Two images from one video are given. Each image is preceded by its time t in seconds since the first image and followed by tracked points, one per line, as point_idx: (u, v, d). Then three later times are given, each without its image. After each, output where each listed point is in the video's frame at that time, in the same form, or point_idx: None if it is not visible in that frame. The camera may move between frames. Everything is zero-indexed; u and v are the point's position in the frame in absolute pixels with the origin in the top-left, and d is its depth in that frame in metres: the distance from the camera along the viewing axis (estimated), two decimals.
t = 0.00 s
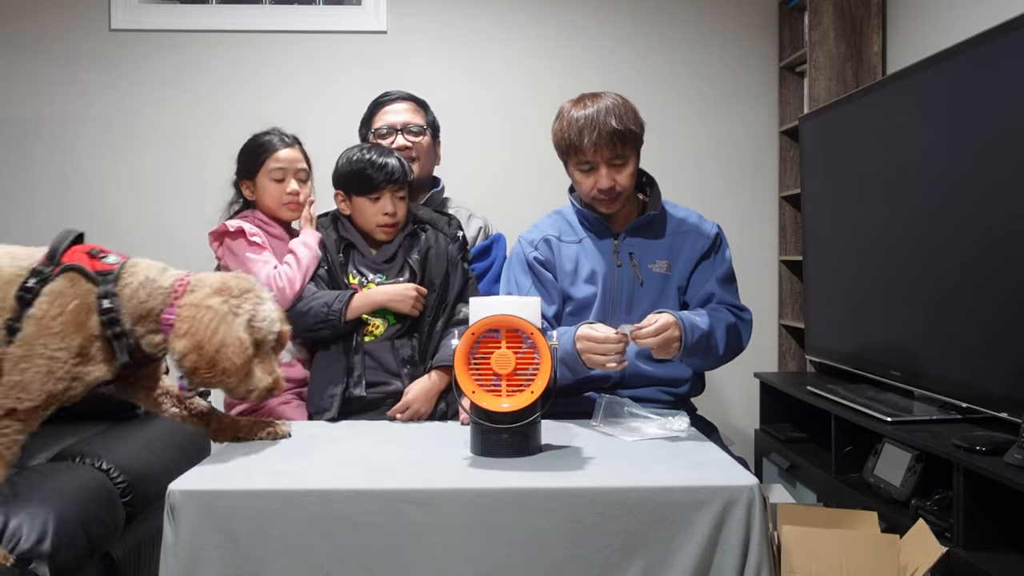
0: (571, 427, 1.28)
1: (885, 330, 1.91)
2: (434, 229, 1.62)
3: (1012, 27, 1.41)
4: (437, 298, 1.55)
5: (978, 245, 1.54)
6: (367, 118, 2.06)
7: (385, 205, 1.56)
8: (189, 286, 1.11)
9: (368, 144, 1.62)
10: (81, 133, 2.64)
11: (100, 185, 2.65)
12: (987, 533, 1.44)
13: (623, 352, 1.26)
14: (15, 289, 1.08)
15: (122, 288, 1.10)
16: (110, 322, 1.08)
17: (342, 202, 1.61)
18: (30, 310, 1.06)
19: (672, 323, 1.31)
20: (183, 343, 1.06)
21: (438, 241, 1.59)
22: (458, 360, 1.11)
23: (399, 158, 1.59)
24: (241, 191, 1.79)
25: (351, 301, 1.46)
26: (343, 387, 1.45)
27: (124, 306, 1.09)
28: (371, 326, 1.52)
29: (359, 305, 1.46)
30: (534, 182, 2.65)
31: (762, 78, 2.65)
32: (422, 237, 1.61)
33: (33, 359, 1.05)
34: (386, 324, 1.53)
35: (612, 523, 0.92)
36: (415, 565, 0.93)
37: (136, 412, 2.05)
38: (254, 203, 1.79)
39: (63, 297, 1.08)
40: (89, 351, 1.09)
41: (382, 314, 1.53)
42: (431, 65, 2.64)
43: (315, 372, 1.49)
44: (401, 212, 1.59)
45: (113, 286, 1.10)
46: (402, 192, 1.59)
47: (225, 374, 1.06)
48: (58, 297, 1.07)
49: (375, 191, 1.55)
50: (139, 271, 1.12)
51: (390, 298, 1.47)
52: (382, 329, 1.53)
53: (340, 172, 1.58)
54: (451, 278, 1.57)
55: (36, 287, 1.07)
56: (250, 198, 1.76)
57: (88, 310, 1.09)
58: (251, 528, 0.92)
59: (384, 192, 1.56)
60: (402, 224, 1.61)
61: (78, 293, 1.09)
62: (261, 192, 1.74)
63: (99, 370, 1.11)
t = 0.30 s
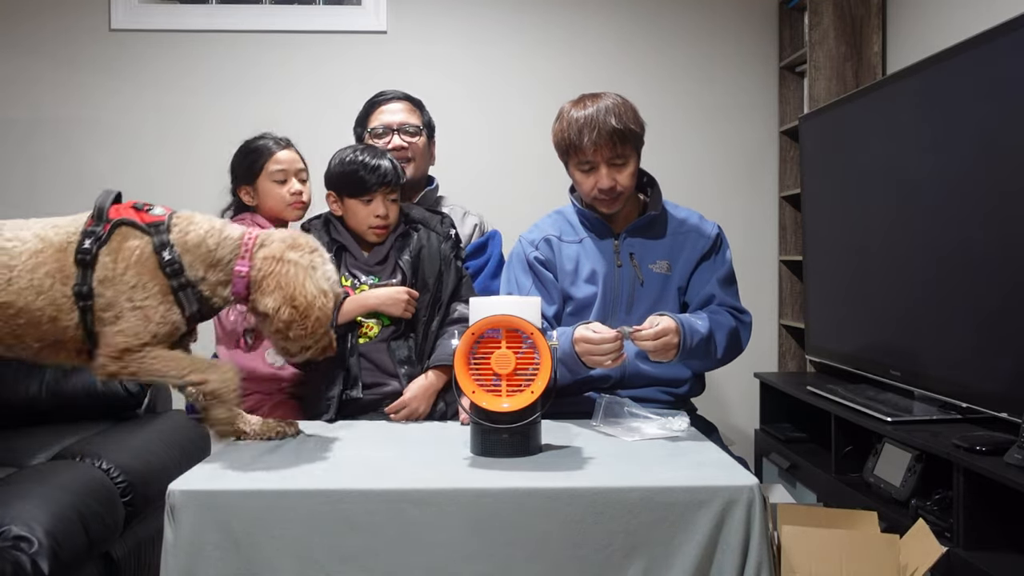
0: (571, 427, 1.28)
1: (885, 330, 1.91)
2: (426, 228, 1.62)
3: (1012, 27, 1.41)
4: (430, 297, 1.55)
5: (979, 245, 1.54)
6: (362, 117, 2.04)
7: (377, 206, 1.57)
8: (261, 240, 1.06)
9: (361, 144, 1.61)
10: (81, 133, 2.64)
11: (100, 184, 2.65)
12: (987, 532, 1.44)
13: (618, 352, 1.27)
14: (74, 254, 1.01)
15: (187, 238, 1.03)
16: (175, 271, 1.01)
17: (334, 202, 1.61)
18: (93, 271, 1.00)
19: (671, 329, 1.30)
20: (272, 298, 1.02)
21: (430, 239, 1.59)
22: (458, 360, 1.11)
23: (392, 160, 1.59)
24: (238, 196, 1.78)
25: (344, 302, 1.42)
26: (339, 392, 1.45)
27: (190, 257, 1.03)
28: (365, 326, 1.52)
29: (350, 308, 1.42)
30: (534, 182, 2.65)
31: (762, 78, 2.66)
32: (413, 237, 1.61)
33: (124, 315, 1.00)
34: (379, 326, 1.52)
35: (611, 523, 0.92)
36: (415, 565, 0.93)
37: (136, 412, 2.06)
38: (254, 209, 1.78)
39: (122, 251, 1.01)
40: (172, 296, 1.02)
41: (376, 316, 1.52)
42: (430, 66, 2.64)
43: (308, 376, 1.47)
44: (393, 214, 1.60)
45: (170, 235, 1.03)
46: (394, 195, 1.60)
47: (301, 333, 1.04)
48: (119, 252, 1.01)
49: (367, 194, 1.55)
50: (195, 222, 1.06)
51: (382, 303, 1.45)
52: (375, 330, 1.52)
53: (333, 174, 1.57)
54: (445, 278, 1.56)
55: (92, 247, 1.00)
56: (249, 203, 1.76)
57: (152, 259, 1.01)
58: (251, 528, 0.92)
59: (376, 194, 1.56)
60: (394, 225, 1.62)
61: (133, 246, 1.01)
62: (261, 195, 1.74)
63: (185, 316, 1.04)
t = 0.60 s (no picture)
0: (571, 427, 1.28)
1: (885, 331, 1.91)
2: (422, 230, 1.62)
3: (1012, 27, 1.41)
4: (427, 298, 1.54)
5: (978, 244, 1.54)
6: (386, 116, 2.00)
7: (374, 209, 1.59)
8: (320, 218, 1.07)
9: (358, 146, 1.64)
10: (81, 132, 2.64)
11: (100, 184, 2.65)
12: (987, 532, 1.44)
13: (619, 352, 1.26)
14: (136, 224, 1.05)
15: (246, 205, 1.05)
16: (235, 231, 1.04)
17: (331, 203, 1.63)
18: (158, 237, 1.04)
19: (671, 335, 1.30)
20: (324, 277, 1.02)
21: (426, 241, 1.60)
22: (458, 360, 1.10)
23: (390, 164, 1.62)
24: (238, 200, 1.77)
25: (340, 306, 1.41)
26: (337, 390, 1.45)
27: (251, 223, 1.05)
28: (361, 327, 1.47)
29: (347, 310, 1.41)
30: (533, 182, 2.65)
31: (762, 78, 2.66)
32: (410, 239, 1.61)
33: (188, 277, 1.03)
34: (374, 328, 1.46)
35: (611, 522, 0.92)
36: (415, 565, 0.93)
37: (136, 412, 2.06)
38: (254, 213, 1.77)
39: (182, 215, 1.04)
40: (233, 255, 1.05)
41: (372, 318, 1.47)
42: (430, 66, 2.64)
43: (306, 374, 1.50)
44: (391, 216, 1.61)
45: (227, 198, 1.05)
46: (392, 198, 1.62)
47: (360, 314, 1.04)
48: (181, 216, 1.04)
49: (366, 196, 1.58)
50: (253, 194, 1.07)
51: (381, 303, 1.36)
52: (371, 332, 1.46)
53: (332, 175, 1.60)
54: (443, 278, 1.57)
55: (155, 212, 1.04)
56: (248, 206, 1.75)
57: (212, 220, 1.04)
58: (251, 528, 0.92)
59: (374, 196, 1.59)
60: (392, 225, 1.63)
61: (193, 208, 1.04)
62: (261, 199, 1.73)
63: (247, 278, 1.07)
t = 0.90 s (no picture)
0: (571, 427, 1.28)
1: (885, 331, 1.91)
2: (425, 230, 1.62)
3: (1012, 27, 1.41)
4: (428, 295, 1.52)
5: (978, 244, 1.54)
6: (413, 121, 1.85)
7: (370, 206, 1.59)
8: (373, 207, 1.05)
9: (355, 147, 1.67)
10: (81, 131, 2.64)
11: (100, 184, 2.65)
12: (987, 532, 1.44)
13: (619, 353, 1.26)
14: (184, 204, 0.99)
15: (292, 183, 1.02)
16: (280, 208, 1.00)
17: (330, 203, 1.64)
18: (206, 216, 0.98)
19: (673, 338, 1.30)
20: (387, 269, 1.01)
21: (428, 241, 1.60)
22: (458, 360, 1.11)
23: (385, 162, 1.63)
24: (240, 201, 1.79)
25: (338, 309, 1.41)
26: (335, 389, 1.46)
27: (297, 202, 1.02)
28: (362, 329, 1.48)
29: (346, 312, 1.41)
30: (533, 182, 2.66)
31: (762, 78, 2.66)
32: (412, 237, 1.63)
33: (232, 258, 0.98)
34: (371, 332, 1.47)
35: (611, 523, 0.92)
36: (415, 565, 0.93)
37: (136, 412, 2.06)
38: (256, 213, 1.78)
39: (229, 192, 1.00)
40: (275, 234, 1.01)
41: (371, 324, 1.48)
42: (430, 66, 2.64)
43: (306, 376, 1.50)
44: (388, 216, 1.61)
45: (270, 175, 1.02)
46: (388, 196, 1.62)
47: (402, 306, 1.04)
48: (227, 195, 0.99)
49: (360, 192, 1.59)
50: (297, 173, 1.04)
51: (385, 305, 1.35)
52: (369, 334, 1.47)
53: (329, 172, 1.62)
54: (444, 278, 1.55)
55: (203, 194, 0.98)
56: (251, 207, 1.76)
57: (256, 197, 1.00)
58: (251, 528, 0.92)
59: (369, 193, 1.59)
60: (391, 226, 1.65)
61: (238, 185, 1.00)
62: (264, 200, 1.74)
63: (288, 257, 1.03)
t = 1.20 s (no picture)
0: (571, 427, 1.28)
1: (886, 331, 1.91)
2: (424, 229, 1.65)
3: (1012, 27, 1.41)
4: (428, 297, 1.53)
5: (979, 245, 1.54)
6: (412, 122, 1.85)
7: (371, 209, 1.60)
8: (393, 232, 1.08)
9: (356, 146, 1.67)
10: (80, 131, 2.64)
11: (99, 183, 2.64)
12: (987, 533, 1.44)
13: (619, 353, 1.26)
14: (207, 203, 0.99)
15: (319, 193, 1.04)
16: (305, 213, 1.01)
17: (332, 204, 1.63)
18: (230, 216, 0.98)
19: (681, 333, 1.30)
20: (407, 298, 1.04)
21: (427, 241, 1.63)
22: (458, 360, 1.10)
23: (387, 163, 1.62)
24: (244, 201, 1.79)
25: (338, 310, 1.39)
26: (336, 390, 1.46)
27: (324, 210, 1.04)
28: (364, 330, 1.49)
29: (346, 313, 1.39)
30: (533, 181, 2.65)
31: (762, 78, 2.66)
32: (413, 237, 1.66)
33: (252, 256, 0.99)
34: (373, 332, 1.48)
35: (611, 523, 0.92)
36: (414, 565, 0.93)
37: (136, 412, 2.07)
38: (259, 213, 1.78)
39: (254, 193, 1.00)
40: (299, 237, 1.02)
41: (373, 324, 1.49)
42: (429, 66, 2.64)
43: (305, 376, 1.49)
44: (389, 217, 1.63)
45: (297, 181, 1.03)
46: (389, 198, 1.63)
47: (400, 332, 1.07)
48: (252, 196, 0.99)
49: (362, 194, 1.60)
50: (324, 183, 1.06)
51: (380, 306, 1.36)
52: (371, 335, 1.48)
53: (330, 174, 1.62)
54: (444, 279, 1.56)
55: (229, 195, 0.98)
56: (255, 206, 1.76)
57: (282, 201, 1.01)
58: (251, 528, 0.92)
59: (371, 196, 1.61)
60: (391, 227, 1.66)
61: (264, 187, 1.01)
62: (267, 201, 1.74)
63: (307, 261, 1.04)
